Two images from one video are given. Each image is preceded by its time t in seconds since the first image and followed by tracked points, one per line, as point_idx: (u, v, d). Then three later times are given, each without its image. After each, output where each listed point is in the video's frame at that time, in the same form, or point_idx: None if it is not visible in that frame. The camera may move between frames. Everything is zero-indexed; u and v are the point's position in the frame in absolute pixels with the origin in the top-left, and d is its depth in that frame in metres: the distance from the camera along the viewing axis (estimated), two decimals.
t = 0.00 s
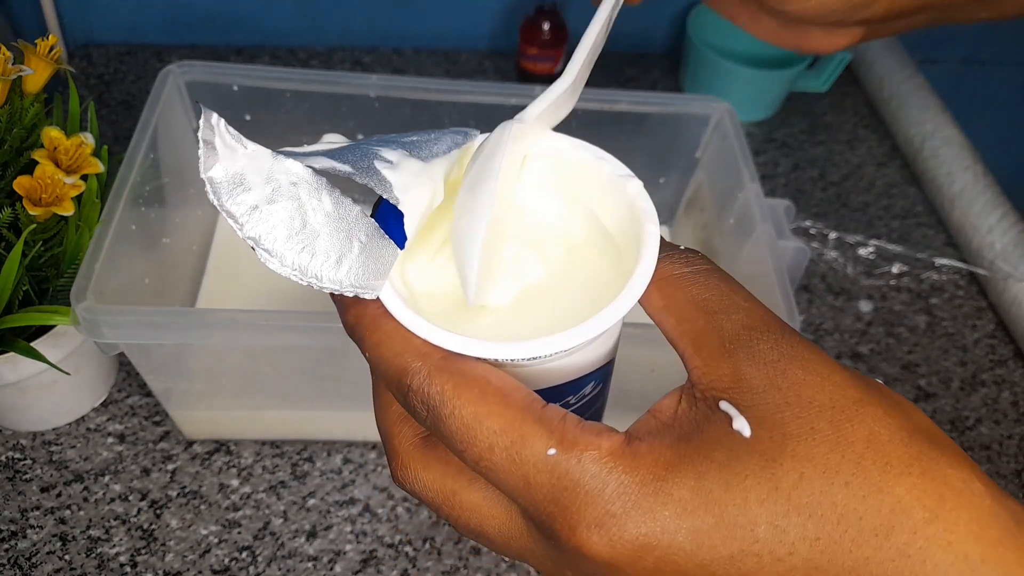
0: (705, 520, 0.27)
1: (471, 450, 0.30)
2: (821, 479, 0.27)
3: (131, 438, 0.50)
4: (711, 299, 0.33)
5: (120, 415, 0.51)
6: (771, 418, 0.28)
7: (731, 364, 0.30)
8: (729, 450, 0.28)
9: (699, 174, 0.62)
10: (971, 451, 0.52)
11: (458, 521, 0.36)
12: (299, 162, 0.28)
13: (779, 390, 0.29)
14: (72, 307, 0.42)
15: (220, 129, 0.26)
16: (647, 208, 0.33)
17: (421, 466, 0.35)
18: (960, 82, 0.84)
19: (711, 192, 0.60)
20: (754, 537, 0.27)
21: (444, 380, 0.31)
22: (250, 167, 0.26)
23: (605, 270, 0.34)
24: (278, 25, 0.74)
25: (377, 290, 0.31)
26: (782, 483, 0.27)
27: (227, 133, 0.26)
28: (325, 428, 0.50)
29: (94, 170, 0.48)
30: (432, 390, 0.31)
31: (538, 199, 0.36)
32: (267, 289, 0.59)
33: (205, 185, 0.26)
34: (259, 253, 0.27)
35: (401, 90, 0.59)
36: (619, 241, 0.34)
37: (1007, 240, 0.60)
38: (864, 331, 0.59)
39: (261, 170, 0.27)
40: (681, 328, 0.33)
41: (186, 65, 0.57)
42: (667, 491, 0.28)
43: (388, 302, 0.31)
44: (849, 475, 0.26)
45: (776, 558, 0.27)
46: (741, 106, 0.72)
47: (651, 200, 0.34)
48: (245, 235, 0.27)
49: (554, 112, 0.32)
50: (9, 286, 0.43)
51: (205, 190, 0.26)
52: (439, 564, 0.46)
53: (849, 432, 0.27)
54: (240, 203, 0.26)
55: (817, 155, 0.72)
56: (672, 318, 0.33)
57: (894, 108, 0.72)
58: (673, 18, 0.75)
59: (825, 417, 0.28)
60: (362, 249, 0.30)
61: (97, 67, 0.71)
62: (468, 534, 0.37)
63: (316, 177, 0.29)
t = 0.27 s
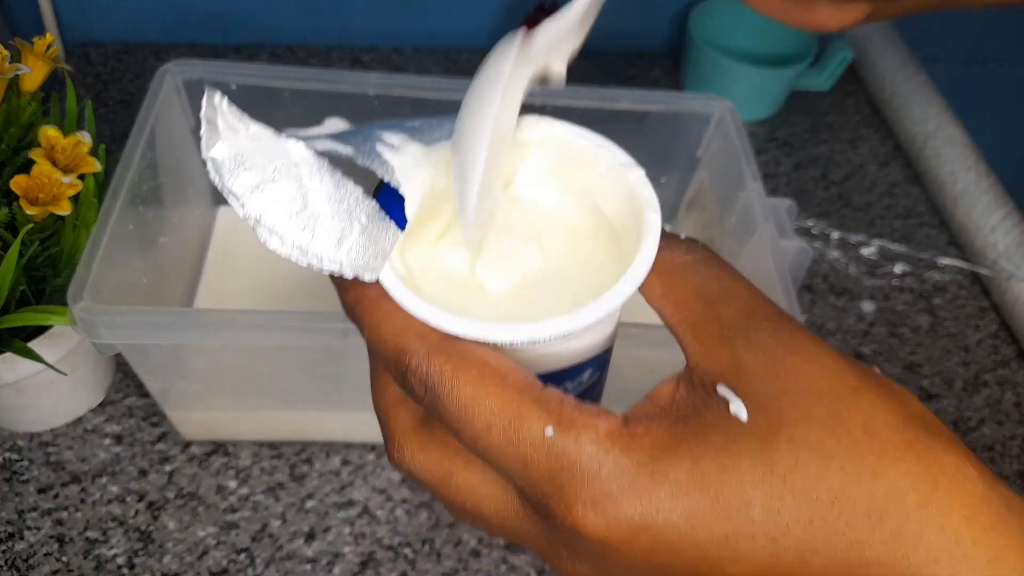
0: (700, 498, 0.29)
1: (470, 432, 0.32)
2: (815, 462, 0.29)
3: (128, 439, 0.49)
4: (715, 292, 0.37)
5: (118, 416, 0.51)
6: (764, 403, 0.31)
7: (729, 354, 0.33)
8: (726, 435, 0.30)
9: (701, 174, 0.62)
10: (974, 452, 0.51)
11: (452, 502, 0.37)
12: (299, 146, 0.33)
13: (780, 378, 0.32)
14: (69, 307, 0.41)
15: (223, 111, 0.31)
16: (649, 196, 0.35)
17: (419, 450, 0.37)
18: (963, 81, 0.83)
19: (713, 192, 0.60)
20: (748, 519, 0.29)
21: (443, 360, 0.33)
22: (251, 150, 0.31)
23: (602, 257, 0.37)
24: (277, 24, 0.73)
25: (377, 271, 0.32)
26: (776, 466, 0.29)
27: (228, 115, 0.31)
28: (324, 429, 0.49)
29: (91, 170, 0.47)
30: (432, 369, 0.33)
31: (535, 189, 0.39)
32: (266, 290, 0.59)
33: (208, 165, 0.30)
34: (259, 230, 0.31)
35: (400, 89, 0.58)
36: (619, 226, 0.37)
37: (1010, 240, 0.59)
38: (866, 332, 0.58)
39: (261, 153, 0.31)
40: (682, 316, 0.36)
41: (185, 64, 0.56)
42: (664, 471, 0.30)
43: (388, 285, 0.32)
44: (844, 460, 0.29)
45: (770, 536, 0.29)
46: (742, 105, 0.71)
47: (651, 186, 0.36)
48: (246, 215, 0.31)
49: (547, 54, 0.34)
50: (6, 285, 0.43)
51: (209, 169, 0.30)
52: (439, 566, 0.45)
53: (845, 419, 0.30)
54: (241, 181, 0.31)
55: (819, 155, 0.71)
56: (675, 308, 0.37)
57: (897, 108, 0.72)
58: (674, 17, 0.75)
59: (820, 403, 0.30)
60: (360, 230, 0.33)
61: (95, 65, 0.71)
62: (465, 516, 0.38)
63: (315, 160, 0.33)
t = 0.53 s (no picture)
0: (735, 372, 0.27)
1: (488, 303, 0.28)
2: (855, 342, 0.28)
3: (131, 438, 0.50)
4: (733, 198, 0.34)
5: (121, 415, 0.51)
6: (799, 289, 0.30)
7: (756, 251, 0.32)
8: (759, 314, 0.29)
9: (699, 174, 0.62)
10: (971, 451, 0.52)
11: (454, 406, 0.32)
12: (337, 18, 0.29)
13: (811, 269, 0.31)
14: (72, 307, 0.42)
15: None
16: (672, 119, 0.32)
17: (419, 345, 0.32)
18: (961, 82, 0.84)
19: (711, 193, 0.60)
20: (784, 396, 0.27)
21: (461, 237, 0.29)
22: (290, 10, 0.28)
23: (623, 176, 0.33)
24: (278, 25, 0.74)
25: (403, 153, 0.28)
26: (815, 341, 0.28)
27: None
28: (326, 429, 0.50)
29: (94, 170, 0.48)
30: (449, 246, 0.29)
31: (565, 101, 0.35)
32: (268, 290, 0.59)
33: (243, 18, 0.27)
34: (288, 87, 0.27)
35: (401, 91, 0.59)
36: (639, 156, 0.33)
37: (1008, 240, 0.60)
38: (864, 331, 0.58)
39: (300, 14, 0.28)
40: (704, 223, 0.34)
41: (186, 65, 0.57)
42: (696, 345, 0.27)
43: (409, 167, 0.29)
44: (880, 344, 0.28)
45: (811, 416, 0.27)
46: (740, 107, 0.71)
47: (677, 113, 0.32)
48: (276, 69, 0.27)
49: None
50: (9, 285, 0.43)
51: (244, 23, 0.27)
52: (439, 564, 0.46)
53: (880, 309, 0.29)
54: (276, 36, 0.27)
55: (818, 155, 0.72)
56: (697, 219, 0.34)
57: (894, 109, 0.72)
58: (673, 18, 0.75)
59: (855, 293, 0.30)
60: (391, 113, 0.29)
61: (97, 66, 0.71)
62: (464, 425, 0.34)
63: (351, 35, 0.29)
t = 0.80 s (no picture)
0: (741, 289, 0.27)
1: (480, 218, 0.27)
2: (866, 258, 0.28)
3: (130, 438, 0.50)
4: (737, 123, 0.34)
5: (121, 415, 0.51)
6: (806, 210, 0.30)
7: (762, 168, 0.31)
8: (767, 231, 0.28)
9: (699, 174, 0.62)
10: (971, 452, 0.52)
11: (439, 343, 0.31)
12: None
13: (817, 187, 0.31)
14: (72, 307, 0.42)
15: None
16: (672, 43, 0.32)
17: (405, 277, 0.31)
18: (961, 82, 0.84)
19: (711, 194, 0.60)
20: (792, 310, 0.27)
21: (450, 150, 0.28)
22: None
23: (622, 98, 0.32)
24: (279, 25, 0.74)
25: (388, 67, 0.28)
26: (824, 259, 0.28)
27: None
28: (326, 429, 0.50)
29: (93, 170, 0.48)
30: (436, 158, 0.28)
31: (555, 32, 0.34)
32: (268, 290, 0.59)
33: None
34: None
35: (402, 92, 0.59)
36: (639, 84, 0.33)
37: (1008, 240, 0.60)
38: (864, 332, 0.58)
39: None
40: (707, 151, 0.33)
41: (187, 65, 0.56)
42: (699, 261, 0.27)
43: (396, 84, 0.28)
44: (894, 259, 0.29)
45: (819, 336, 0.27)
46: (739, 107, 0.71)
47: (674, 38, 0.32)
48: None
49: None
50: (9, 286, 0.43)
51: None
52: (439, 564, 0.46)
53: (891, 230, 0.30)
54: None
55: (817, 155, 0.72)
56: (700, 145, 0.33)
57: (894, 109, 0.72)
58: (672, 18, 0.75)
59: (864, 213, 0.30)
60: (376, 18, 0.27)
61: (97, 66, 0.71)
62: (451, 366, 0.33)
63: None
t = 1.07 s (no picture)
0: (735, 354, 0.26)
1: (475, 285, 0.28)
2: (864, 316, 0.27)
3: (130, 438, 0.50)
4: (734, 165, 0.34)
5: (121, 415, 0.51)
6: (802, 262, 0.29)
7: (760, 221, 0.31)
8: (762, 288, 0.28)
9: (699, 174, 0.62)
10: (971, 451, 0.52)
11: (444, 402, 0.32)
12: None
13: (814, 235, 0.30)
14: (72, 307, 0.42)
15: None
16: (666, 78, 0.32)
17: (406, 338, 0.32)
18: (962, 81, 0.83)
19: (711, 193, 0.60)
20: (790, 376, 0.26)
21: (447, 216, 0.28)
22: None
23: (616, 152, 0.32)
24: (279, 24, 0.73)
25: (377, 126, 0.29)
26: (823, 320, 0.27)
27: None
28: (326, 429, 0.50)
29: (93, 170, 0.48)
30: (433, 224, 0.28)
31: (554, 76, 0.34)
32: (268, 290, 0.59)
33: None
34: (258, 59, 0.25)
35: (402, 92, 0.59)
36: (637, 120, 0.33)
37: (1008, 240, 0.60)
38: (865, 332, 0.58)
39: None
40: (707, 194, 0.34)
41: (187, 65, 0.57)
42: (695, 324, 0.27)
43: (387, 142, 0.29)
44: (894, 315, 0.28)
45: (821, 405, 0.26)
46: (739, 108, 0.71)
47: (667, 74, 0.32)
48: (243, 40, 0.25)
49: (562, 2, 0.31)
50: (9, 286, 0.43)
51: None
52: (439, 564, 0.46)
53: (892, 279, 0.29)
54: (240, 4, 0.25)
55: (818, 156, 0.72)
56: (699, 187, 0.34)
57: (895, 109, 0.72)
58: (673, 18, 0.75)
59: (863, 263, 0.29)
60: (360, 81, 0.28)
61: (97, 66, 0.71)
62: (456, 423, 0.33)
63: None
